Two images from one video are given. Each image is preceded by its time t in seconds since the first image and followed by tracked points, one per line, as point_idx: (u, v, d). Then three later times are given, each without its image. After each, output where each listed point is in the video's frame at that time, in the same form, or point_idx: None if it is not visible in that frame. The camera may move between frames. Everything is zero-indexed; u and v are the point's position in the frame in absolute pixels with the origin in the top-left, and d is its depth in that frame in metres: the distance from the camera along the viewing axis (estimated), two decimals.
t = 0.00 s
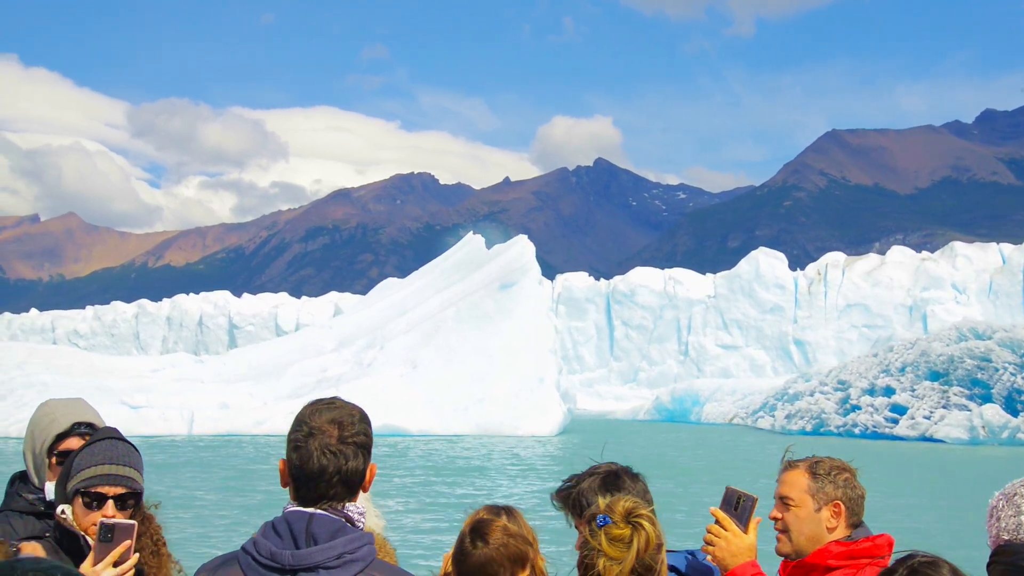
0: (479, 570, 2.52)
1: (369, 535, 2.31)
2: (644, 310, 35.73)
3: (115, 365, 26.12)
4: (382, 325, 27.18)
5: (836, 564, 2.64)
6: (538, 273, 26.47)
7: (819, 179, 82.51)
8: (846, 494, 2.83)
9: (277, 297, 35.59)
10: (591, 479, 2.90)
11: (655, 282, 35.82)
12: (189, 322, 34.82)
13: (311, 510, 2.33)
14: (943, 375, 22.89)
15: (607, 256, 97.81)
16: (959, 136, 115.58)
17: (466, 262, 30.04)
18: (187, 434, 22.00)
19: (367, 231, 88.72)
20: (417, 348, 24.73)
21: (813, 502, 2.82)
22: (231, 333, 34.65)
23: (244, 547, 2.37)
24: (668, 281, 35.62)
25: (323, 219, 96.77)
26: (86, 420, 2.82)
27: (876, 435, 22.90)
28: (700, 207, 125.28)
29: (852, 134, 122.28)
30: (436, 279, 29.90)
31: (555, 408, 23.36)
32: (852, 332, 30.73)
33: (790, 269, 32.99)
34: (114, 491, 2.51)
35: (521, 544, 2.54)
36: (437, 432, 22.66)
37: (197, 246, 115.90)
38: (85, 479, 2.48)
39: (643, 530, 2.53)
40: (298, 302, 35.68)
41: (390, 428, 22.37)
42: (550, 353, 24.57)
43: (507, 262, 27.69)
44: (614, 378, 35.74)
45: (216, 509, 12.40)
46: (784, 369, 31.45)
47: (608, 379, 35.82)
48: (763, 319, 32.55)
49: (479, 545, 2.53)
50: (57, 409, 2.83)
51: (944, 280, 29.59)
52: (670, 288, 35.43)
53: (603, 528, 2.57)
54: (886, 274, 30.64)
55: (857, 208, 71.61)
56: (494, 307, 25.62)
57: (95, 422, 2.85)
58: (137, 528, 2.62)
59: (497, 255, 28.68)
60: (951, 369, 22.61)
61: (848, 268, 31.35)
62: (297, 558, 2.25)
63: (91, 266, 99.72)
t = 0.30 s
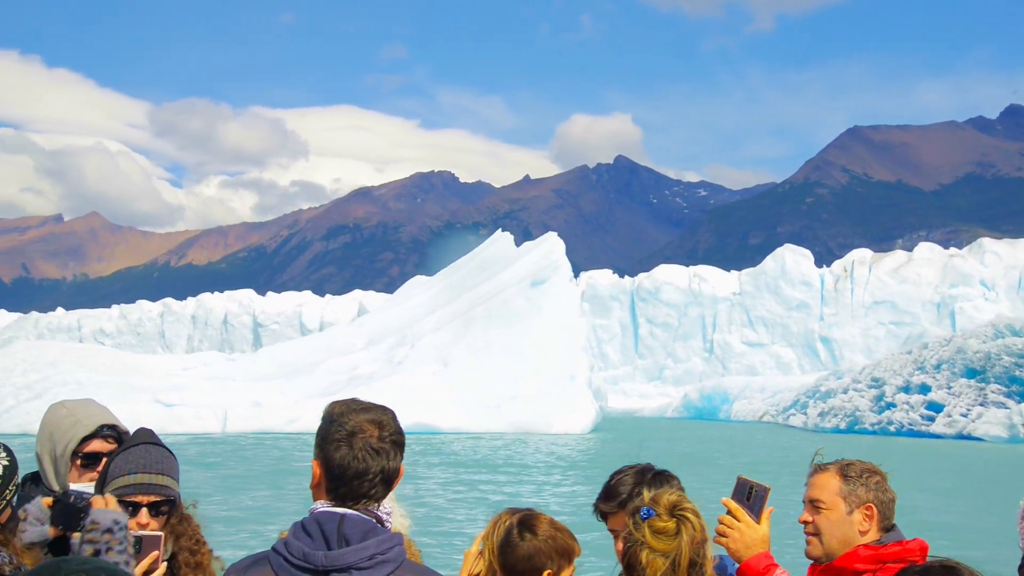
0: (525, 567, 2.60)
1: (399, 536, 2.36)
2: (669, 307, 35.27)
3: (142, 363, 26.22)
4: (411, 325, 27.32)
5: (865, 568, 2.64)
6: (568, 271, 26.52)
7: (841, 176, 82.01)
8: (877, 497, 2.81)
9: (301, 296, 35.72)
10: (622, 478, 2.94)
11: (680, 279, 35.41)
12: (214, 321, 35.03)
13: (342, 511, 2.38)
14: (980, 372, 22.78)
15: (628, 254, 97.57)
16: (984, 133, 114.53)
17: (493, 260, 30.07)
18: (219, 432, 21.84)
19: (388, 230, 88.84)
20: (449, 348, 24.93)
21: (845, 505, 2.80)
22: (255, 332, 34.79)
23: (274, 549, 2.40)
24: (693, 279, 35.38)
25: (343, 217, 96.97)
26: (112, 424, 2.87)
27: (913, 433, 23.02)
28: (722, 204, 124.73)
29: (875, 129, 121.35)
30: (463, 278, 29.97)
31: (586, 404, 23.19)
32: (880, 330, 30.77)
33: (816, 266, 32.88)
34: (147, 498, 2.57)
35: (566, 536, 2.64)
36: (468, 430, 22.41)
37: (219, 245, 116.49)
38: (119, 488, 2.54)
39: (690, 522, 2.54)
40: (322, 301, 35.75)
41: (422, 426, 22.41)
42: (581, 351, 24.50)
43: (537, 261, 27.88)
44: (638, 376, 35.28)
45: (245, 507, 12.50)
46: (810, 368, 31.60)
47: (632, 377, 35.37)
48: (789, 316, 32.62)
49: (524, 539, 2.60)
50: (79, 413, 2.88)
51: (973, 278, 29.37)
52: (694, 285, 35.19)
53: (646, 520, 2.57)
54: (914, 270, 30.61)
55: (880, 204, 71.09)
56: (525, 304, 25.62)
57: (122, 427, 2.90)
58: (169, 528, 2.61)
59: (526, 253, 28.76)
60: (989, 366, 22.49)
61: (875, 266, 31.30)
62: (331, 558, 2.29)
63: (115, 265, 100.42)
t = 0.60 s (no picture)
0: (549, 570, 2.59)
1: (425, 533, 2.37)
2: (692, 305, 35.21)
3: (167, 360, 26.38)
4: (439, 322, 27.37)
5: (888, 571, 2.67)
6: (599, 267, 26.53)
7: (863, 172, 81.49)
8: (901, 499, 2.79)
9: (324, 293, 35.83)
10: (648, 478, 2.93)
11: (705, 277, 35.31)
12: (238, 319, 35.20)
13: (367, 510, 2.38)
14: (1016, 369, 22.56)
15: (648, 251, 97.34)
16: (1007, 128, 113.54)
17: (523, 256, 30.09)
18: (253, 428, 22.23)
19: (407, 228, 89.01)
20: (478, 345, 24.93)
21: (869, 507, 2.78)
22: (278, 330, 34.96)
23: (299, 547, 2.40)
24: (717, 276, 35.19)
25: (363, 215, 97.21)
26: (141, 423, 2.85)
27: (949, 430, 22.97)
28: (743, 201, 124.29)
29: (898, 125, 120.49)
30: (493, 273, 29.99)
31: (617, 403, 23.24)
32: (906, 327, 30.72)
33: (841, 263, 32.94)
34: (163, 501, 2.61)
35: (585, 541, 2.64)
36: (497, 427, 22.74)
37: (240, 244, 117.14)
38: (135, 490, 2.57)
39: (698, 519, 2.59)
40: (345, 298, 35.88)
41: (455, 422, 22.48)
42: (610, 347, 24.46)
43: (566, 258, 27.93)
44: (662, 373, 35.23)
45: (274, 504, 12.60)
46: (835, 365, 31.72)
47: (655, 375, 35.32)
48: (814, 314, 32.56)
49: (545, 544, 2.61)
50: (104, 411, 2.84)
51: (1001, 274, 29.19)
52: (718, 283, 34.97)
53: (656, 518, 2.64)
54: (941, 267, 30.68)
55: (902, 201, 70.58)
56: (555, 301, 25.62)
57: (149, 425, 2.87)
58: (185, 530, 2.70)
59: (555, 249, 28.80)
60: None
61: (901, 262, 31.45)
62: (357, 558, 2.29)
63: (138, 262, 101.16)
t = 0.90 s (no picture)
0: (535, 569, 2.60)
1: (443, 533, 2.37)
2: (709, 304, 34.97)
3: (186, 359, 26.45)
4: (461, 323, 27.40)
5: (901, 565, 2.66)
6: (622, 266, 26.58)
7: (877, 171, 81.11)
8: (914, 494, 2.78)
9: (340, 294, 35.89)
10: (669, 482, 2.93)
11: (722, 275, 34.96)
12: (254, 319, 35.26)
13: (385, 509, 2.38)
14: None
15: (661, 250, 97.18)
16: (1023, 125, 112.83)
17: (545, 256, 30.15)
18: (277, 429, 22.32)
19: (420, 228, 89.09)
20: (500, 344, 24.92)
21: (885, 502, 2.76)
22: (295, 330, 35.02)
23: (317, 546, 2.40)
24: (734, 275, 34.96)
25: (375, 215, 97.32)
26: (208, 423, 3.05)
27: (978, 429, 23.04)
28: (757, 200, 123.88)
29: (913, 124, 119.86)
30: (515, 272, 30.04)
31: (642, 402, 23.34)
32: (925, 325, 30.96)
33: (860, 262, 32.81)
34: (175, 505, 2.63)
35: (573, 547, 2.63)
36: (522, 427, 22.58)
37: (254, 244, 117.46)
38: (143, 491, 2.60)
39: (679, 520, 2.65)
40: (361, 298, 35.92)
41: (480, 423, 22.35)
42: (634, 348, 24.53)
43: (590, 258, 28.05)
44: (679, 373, 35.25)
45: (295, 505, 12.64)
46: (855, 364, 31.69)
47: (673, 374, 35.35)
48: (832, 313, 32.39)
49: (532, 545, 2.62)
50: (175, 410, 3.00)
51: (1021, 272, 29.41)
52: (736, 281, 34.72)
53: (640, 519, 2.72)
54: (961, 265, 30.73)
55: (917, 199, 70.19)
56: (577, 300, 25.68)
57: (207, 423, 3.05)
58: (197, 527, 2.70)
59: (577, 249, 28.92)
60: None
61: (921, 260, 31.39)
62: (376, 559, 2.29)
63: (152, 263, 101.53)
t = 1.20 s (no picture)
0: (534, 569, 2.95)
1: (456, 533, 2.36)
2: (723, 304, 34.92)
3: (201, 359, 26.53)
4: (480, 324, 27.40)
5: (915, 561, 2.66)
6: (642, 266, 26.54)
7: (888, 170, 80.79)
8: (923, 493, 2.78)
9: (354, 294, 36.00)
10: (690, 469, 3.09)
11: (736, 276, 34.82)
12: (267, 321, 35.37)
13: (398, 510, 2.38)
14: None
15: (671, 250, 97.05)
16: None
17: (563, 258, 30.21)
18: (299, 430, 22.38)
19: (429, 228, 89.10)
20: (521, 346, 24.89)
21: (897, 500, 2.74)
22: (308, 332, 35.10)
23: (331, 547, 2.39)
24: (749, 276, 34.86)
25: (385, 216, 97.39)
26: (255, 429, 3.25)
27: (1004, 430, 23.07)
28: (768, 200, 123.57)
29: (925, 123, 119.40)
30: (533, 273, 30.07)
31: (667, 402, 23.20)
32: (941, 325, 30.87)
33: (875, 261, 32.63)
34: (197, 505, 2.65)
35: (567, 546, 2.99)
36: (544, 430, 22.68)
37: (264, 246, 117.86)
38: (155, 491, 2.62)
39: (672, 511, 2.85)
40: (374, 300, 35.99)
41: (499, 424, 22.53)
42: (658, 348, 24.44)
43: (610, 258, 28.06)
44: (693, 374, 35.24)
45: (313, 505, 12.72)
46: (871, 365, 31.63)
47: (687, 375, 35.38)
48: (848, 313, 32.26)
49: (530, 548, 2.97)
50: (228, 412, 3.27)
51: None
52: (750, 282, 34.65)
53: (636, 512, 2.96)
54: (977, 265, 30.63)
55: (926, 198, 69.95)
56: (598, 300, 25.63)
57: (252, 427, 3.25)
58: (213, 526, 2.69)
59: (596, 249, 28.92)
60: None
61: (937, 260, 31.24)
62: (390, 558, 2.29)
63: (164, 265, 102.04)
